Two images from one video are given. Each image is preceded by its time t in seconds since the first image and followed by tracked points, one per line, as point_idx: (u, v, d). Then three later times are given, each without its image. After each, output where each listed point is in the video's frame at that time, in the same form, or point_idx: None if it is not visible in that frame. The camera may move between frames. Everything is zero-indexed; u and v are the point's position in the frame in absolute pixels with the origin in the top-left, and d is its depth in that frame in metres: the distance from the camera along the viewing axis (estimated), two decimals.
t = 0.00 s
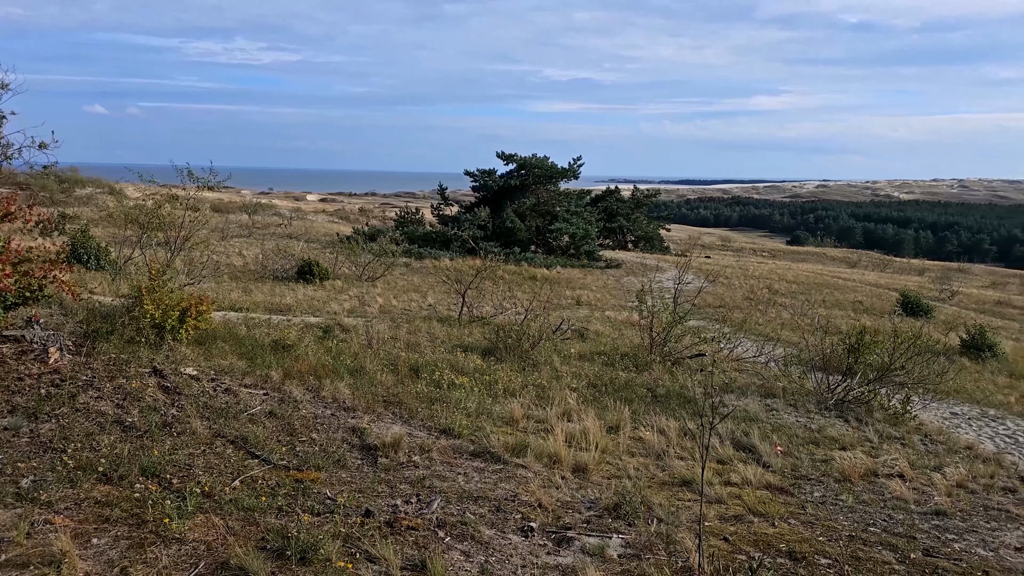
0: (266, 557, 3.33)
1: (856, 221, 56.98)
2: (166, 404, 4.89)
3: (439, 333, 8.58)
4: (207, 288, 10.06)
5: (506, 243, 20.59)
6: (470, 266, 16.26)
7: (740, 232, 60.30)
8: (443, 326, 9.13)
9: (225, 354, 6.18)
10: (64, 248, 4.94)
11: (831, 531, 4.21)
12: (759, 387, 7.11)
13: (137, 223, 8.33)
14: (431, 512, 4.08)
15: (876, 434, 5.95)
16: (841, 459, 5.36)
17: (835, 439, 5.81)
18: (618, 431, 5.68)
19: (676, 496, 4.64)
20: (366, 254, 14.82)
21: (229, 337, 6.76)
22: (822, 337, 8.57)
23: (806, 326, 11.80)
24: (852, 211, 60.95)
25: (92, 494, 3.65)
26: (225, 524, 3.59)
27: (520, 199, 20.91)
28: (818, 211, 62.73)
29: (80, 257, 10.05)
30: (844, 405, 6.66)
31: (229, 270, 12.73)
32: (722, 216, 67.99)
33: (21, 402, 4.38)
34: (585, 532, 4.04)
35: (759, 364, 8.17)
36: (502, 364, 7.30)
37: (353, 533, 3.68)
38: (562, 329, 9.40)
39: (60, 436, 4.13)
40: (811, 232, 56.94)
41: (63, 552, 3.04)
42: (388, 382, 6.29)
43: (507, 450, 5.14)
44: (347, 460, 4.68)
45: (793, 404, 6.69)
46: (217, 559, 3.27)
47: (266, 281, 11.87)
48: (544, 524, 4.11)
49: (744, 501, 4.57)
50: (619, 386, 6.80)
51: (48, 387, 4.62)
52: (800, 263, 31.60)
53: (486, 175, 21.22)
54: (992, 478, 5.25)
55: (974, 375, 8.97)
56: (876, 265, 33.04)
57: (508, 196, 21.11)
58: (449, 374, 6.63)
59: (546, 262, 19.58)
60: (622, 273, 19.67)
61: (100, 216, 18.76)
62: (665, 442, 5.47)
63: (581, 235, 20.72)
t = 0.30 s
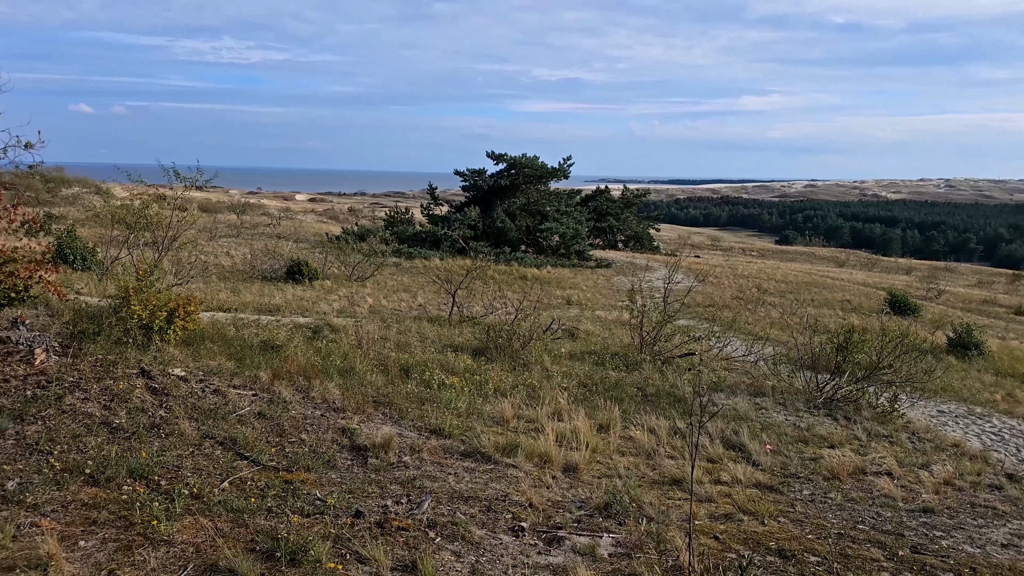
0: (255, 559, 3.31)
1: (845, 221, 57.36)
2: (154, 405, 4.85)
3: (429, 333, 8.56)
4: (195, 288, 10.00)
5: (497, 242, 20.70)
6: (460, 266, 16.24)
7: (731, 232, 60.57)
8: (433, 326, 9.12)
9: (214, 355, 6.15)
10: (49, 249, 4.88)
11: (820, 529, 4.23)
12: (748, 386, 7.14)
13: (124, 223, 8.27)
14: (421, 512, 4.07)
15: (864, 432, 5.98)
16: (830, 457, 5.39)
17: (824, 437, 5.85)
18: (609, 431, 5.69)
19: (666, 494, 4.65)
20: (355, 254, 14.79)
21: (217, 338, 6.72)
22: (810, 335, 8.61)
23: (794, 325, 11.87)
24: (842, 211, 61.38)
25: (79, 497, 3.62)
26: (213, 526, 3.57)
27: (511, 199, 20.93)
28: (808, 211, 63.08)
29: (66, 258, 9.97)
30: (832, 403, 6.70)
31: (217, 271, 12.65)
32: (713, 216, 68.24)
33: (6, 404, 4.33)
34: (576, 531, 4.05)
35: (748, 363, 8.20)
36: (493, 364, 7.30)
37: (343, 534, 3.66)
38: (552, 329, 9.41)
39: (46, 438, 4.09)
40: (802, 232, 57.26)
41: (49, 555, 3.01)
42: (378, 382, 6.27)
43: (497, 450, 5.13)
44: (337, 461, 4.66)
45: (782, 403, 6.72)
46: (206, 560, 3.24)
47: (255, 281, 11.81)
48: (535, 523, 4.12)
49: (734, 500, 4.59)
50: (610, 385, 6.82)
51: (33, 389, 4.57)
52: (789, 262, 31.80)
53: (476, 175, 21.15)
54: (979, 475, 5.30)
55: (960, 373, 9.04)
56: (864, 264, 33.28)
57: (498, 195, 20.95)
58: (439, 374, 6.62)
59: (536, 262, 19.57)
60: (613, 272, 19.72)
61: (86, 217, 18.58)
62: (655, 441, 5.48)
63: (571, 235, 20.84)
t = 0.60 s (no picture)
0: (244, 561, 3.29)
1: (835, 221, 57.75)
2: (142, 406, 4.81)
3: (419, 333, 8.55)
4: (183, 289, 9.94)
5: (487, 242, 20.48)
6: (450, 266, 16.23)
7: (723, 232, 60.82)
8: (423, 326, 9.11)
9: (202, 356, 6.11)
10: (34, 249, 4.81)
11: (808, 527, 4.25)
12: (737, 385, 7.17)
13: (111, 223, 8.21)
14: (412, 513, 4.06)
15: (852, 430, 6.03)
16: (818, 455, 5.43)
17: (812, 435, 5.88)
18: (599, 430, 5.70)
19: (656, 493, 4.67)
20: (344, 254, 14.72)
21: (205, 339, 6.68)
22: (799, 334, 8.66)
23: (783, 323, 11.95)
24: (831, 211, 61.79)
25: (66, 499, 3.58)
26: (202, 528, 3.54)
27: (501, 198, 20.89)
28: (798, 211, 63.46)
29: (52, 258, 9.89)
30: (821, 402, 6.74)
31: (205, 271, 12.58)
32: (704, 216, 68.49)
33: None
34: (567, 531, 4.05)
35: (737, 362, 8.24)
36: (483, 364, 7.29)
37: (334, 535, 3.65)
38: (543, 328, 9.43)
39: (32, 440, 4.05)
40: (792, 231, 57.59)
41: (36, 558, 2.98)
42: (368, 382, 6.26)
43: (488, 450, 5.13)
44: (327, 462, 4.64)
45: (771, 401, 6.75)
46: (195, 562, 3.22)
47: (243, 282, 11.76)
48: (526, 523, 4.11)
49: (723, 498, 4.61)
50: (600, 384, 6.83)
51: (18, 390, 4.52)
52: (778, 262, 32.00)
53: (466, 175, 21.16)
54: (965, 472, 5.35)
55: (947, 371, 9.12)
56: (852, 263, 33.57)
57: (488, 196, 21.08)
58: (429, 374, 6.61)
59: (526, 261, 19.58)
60: (603, 272, 19.79)
61: (72, 217, 18.39)
62: (645, 440, 5.50)
63: (561, 235, 20.88)
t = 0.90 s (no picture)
0: (234, 562, 3.27)
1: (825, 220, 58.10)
2: (130, 408, 4.78)
3: (410, 333, 8.54)
4: (171, 289, 9.88)
5: (477, 242, 20.50)
6: (441, 266, 16.20)
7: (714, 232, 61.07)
8: (413, 326, 9.09)
9: (191, 357, 6.08)
10: (20, 248, 4.77)
11: (798, 525, 4.28)
12: (727, 384, 7.20)
13: (98, 223, 8.16)
14: (403, 513, 4.05)
15: (841, 429, 6.07)
16: (808, 453, 5.46)
17: (802, 434, 5.91)
18: (590, 429, 5.72)
19: (647, 492, 4.68)
20: (334, 254, 14.66)
21: (194, 340, 6.64)
22: (788, 333, 8.71)
23: (772, 322, 12.02)
24: (821, 211, 62.19)
25: (54, 502, 3.55)
26: (192, 530, 3.52)
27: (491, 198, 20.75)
28: (788, 211, 63.81)
29: (39, 258, 9.81)
30: (810, 400, 6.78)
31: (194, 271, 12.51)
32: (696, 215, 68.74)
33: None
34: (558, 530, 4.05)
35: (727, 361, 8.27)
36: (474, 364, 7.29)
37: (324, 536, 3.64)
38: (534, 328, 9.44)
39: (19, 442, 4.01)
40: (783, 230, 57.92)
41: (24, 560, 2.96)
42: (359, 383, 6.24)
43: (479, 450, 5.12)
44: (318, 463, 4.62)
45: (761, 400, 6.78)
46: (184, 564, 3.20)
47: (232, 282, 11.70)
48: (518, 523, 4.11)
49: (714, 497, 4.63)
50: (591, 384, 6.84)
51: (5, 392, 4.48)
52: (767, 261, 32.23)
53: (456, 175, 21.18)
54: (953, 470, 5.39)
55: (934, 370, 9.18)
56: (840, 262, 33.82)
57: (478, 195, 21.15)
58: (420, 374, 6.60)
59: (516, 261, 19.58)
60: (593, 271, 19.85)
61: (59, 217, 18.22)
62: (636, 440, 5.51)
63: (552, 235, 20.93)
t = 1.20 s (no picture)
0: (224, 564, 3.26)
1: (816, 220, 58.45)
2: (118, 409, 4.75)
3: (400, 333, 8.53)
4: (159, 290, 9.82)
5: (468, 242, 20.55)
6: (431, 266, 16.18)
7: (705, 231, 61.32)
8: (404, 326, 9.08)
9: (179, 357, 6.04)
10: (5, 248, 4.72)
11: (788, 522, 4.30)
12: (717, 383, 7.23)
13: (85, 222, 8.09)
14: (394, 514, 4.05)
15: (831, 427, 6.10)
16: (798, 451, 5.49)
17: (791, 432, 5.94)
18: (581, 429, 5.73)
19: (638, 491, 4.69)
20: (323, 254, 14.60)
21: (183, 340, 6.61)
22: (777, 332, 8.75)
23: (761, 321, 12.08)
24: (810, 211, 62.63)
25: (41, 504, 3.52)
26: (181, 532, 3.50)
27: (481, 198, 20.75)
28: (776, 210, 64.54)
29: (25, 258, 9.73)
30: (800, 399, 6.82)
31: (182, 271, 12.43)
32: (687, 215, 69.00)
33: None
34: (549, 530, 4.05)
35: (717, 360, 8.31)
36: (465, 364, 7.28)
37: (315, 537, 3.62)
38: (524, 327, 9.44)
39: (5, 444, 3.98)
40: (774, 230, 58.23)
41: (10, 563, 2.93)
42: (349, 383, 6.22)
43: (470, 450, 5.12)
44: (308, 463, 4.61)
45: (751, 399, 6.81)
46: (173, 566, 3.19)
47: (221, 282, 11.64)
48: (509, 523, 4.11)
49: (704, 495, 4.64)
50: (581, 383, 6.85)
51: None
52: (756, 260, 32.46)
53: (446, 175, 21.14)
54: (941, 467, 5.43)
55: (922, 368, 9.25)
56: (829, 261, 34.06)
57: (468, 195, 20.81)
58: (411, 374, 6.59)
59: (507, 261, 19.58)
60: (584, 271, 19.89)
61: (46, 218, 18.07)
62: (626, 439, 5.53)
63: (542, 234, 20.94)
